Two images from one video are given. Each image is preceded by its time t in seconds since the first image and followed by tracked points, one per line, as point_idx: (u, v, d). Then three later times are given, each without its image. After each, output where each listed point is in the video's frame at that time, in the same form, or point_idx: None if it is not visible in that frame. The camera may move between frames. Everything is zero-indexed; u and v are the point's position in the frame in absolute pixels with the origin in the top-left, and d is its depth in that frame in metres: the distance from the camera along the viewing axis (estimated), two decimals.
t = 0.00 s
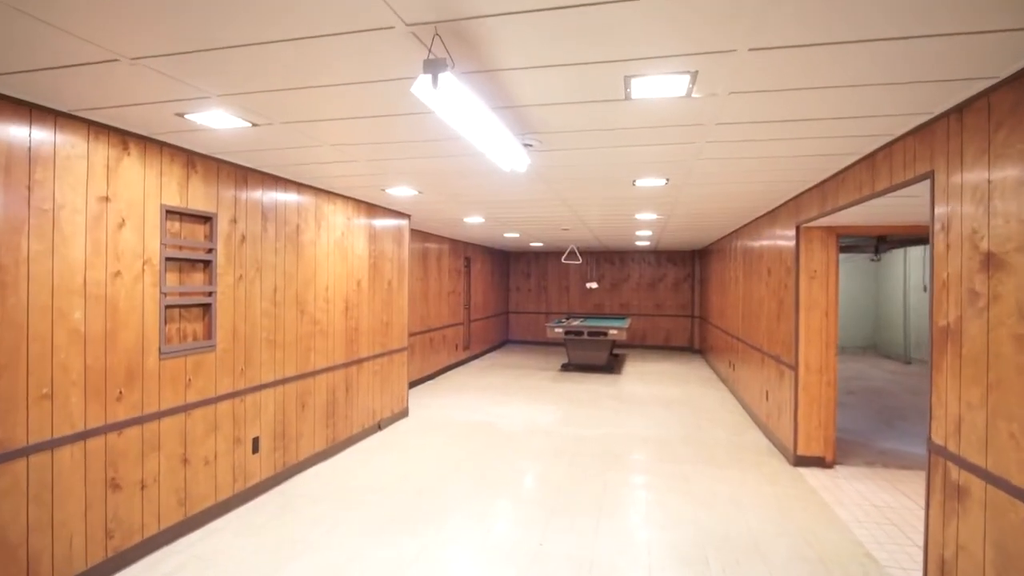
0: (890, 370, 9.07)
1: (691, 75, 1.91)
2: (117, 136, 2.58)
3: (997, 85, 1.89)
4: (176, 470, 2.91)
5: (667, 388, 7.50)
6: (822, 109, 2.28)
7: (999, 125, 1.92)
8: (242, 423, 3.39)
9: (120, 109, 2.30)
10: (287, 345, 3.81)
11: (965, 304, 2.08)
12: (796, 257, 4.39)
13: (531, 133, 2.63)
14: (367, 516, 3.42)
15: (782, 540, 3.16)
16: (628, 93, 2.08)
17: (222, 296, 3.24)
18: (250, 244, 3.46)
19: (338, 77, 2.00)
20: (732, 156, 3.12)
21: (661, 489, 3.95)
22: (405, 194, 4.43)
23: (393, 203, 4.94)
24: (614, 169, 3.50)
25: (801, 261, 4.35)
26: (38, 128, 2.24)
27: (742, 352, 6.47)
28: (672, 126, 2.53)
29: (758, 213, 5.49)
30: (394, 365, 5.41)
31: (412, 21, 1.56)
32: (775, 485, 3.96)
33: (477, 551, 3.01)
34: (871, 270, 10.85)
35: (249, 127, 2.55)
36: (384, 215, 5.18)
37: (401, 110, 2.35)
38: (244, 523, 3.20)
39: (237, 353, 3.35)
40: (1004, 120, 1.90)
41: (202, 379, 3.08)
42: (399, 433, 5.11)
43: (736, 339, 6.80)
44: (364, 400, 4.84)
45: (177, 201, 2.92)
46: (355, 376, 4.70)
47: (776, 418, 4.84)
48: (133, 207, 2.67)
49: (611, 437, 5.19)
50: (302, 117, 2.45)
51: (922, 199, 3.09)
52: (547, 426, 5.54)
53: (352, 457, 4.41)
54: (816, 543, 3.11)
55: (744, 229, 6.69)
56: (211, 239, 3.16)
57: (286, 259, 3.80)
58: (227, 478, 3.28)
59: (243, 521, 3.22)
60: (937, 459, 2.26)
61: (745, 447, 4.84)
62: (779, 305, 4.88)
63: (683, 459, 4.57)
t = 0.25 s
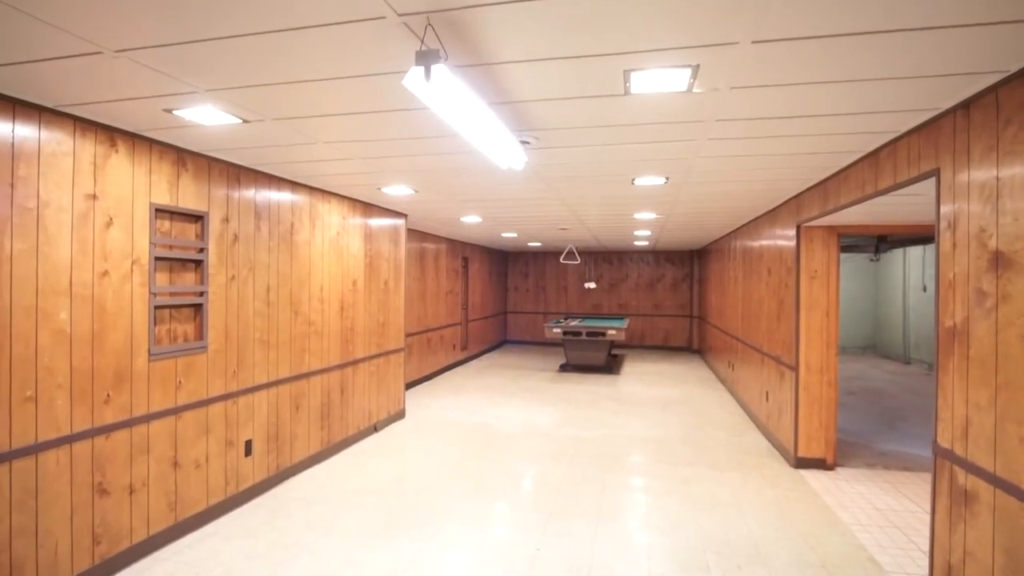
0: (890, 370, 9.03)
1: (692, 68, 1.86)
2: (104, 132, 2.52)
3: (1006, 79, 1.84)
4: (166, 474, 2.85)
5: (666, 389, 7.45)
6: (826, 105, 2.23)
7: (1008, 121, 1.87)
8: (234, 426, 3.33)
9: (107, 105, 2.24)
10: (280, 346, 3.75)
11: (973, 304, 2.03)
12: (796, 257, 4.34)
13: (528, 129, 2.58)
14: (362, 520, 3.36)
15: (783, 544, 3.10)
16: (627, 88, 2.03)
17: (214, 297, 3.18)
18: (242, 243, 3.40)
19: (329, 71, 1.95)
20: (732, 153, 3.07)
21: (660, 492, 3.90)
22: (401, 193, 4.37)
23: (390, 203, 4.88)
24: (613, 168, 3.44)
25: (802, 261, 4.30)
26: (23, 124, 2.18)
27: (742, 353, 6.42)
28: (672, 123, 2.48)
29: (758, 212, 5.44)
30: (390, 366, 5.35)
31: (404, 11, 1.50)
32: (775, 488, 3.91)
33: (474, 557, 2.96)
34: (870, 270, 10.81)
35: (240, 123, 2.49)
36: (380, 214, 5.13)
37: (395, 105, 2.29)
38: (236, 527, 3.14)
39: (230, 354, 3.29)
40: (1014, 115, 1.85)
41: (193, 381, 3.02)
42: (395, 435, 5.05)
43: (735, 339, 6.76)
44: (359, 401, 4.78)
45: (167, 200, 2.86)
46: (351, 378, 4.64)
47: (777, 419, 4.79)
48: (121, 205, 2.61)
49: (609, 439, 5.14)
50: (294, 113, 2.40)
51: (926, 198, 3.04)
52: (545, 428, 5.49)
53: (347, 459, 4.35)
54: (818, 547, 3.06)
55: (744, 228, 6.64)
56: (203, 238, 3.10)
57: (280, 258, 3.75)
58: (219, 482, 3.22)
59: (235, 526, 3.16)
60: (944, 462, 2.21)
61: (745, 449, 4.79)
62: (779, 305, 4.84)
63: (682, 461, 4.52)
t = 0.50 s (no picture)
0: (890, 370, 8.97)
1: (694, 58, 1.79)
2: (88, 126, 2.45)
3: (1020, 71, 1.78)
4: (154, 478, 2.77)
5: (666, 389, 7.39)
6: (832, 97, 2.17)
7: (1022, 113, 1.81)
8: (226, 428, 3.26)
9: (89, 97, 2.17)
10: (274, 346, 3.68)
11: (984, 303, 1.97)
12: (798, 256, 4.28)
13: (525, 124, 2.51)
14: (356, 524, 3.29)
15: (786, 548, 3.04)
16: (627, 80, 1.96)
17: (204, 296, 3.11)
18: (234, 241, 3.32)
19: (319, 62, 1.88)
20: (734, 149, 3.00)
21: (660, 495, 3.84)
22: (397, 191, 4.30)
23: (386, 201, 4.81)
24: (612, 164, 3.38)
25: (804, 260, 4.24)
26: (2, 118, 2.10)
27: (742, 353, 6.36)
28: (673, 117, 2.41)
29: (759, 210, 5.37)
30: (387, 366, 5.29)
31: None
32: (777, 490, 3.84)
33: (470, 561, 2.90)
34: (870, 269, 10.75)
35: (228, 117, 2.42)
36: (376, 213, 5.06)
37: (388, 98, 2.22)
38: (227, 532, 3.07)
39: (221, 355, 3.22)
40: None
41: (182, 382, 2.95)
42: (392, 437, 4.98)
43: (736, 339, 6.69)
44: (355, 403, 4.71)
45: (154, 197, 2.79)
46: (346, 378, 4.57)
47: (778, 420, 4.72)
48: (107, 202, 2.54)
49: (608, 441, 5.07)
50: (284, 106, 2.33)
51: (932, 194, 2.98)
52: (543, 429, 5.42)
53: (343, 462, 4.28)
54: (822, 552, 3.00)
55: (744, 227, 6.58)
56: (192, 236, 3.02)
57: (273, 257, 3.67)
58: (210, 485, 3.15)
59: (226, 531, 3.09)
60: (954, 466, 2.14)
61: (747, 450, 4.73)
62: (780, 304, 4.77)
63: (683, 463, 4.46)
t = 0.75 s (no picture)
0: (890, 370, 8.88)
1: (697, 44, 1.68)
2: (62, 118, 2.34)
3: None
4: (133, 485, 2.67)
5: (664, 390, 7.29)
6: (841, 88, 2.06)
7: None
8: (210, 432, 3.15)
9: (60, 86, 2.06)
10: (261, 348, 3.57)
11: (1001, 305, 1.87)
12: (800, 255, 4.18)
13: (520, 116, 2.40)
14: (346, 532, 3.19)
15: (790, 557, 2.95)
16: (626, 67, 1.86)
17: (187, 295, 3.00)
18: (219, 238, 3.21)
19: (300, 49, 1.77)
20: (736, 144, 2.90)
21: (659, 500, 3.74)
22: (389, 188, 4.19)
23: (378, 198, 4.70)
24: (610, 160, 3.27)
25: (807, 259, 4.15)
26: None
27: (742, 353, 6.26)
28: (674, 109, 2.31)
29: (760, 208, 5.27)
30: (380, 367, 5.18)
31: None
32: (780, 495, 3.75)
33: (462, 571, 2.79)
34: (870, 269, 10.68)
35: (209, 109, 2.31)
36: (369, 210, 4.95)
37: (375, 88, 2.11)
38: (211, 540, 2.96)
39: (205, 357, 3.12)
40: None
41: (164, 385, 2.84)
42: (384, 440, 4.87)
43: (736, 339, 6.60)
44: (347, 405, 4.60)
45: (134, 193, 2.68)
46: (338, 380, 4.46)
47: (779, 422, 4.63)
48: (82, 197, 2.43)
49: (606, 443, 4.97)
50: (266, 97, 2.22)
51: (941, 191, 2.88)
52: (540, 431, 5.32)
53: (334, 466, 4.17)
54: (827, 561, 2.90)
55: (744, 225, 6.49)
56: (175, 234, 2.91)
57: (261, 255, 3.57)
58: (194, 492, 3.04)
59: (210, 539, 2.98)
60: (968, 475, 2.04)
61: (747, 453, 4.63)
62: (782, 304, 4.68)
63: (682, 467, 4.36)
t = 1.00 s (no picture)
0: (891, 371, 8.79)
1: (701, 31, 1.59)
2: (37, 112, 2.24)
3: None
4: (114, 494, 2.56)
5: (664, 391, 7.20)
6: (852, 79, 1.96)
7: None
8: (196, 438, 3.05)
9: (31, 77, 1.96)
10: (249, 351, 3.47)
11: (1020, 307, 1.78)
12: (803, 255, 4.09)
13: (514, 110, 2.30)
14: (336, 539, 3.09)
15: (794, 566, 2.85)
16: (626, 57, 1.76)
17: (171, 296, 2.89)
18: (205, 237, 3.11)
19: (279, 36, 1.66)
20: (739, 141, 2.81)
21: (659, 506, 3.64)
22: (383, 186, 4.09)
23: (372, 196, 4.60)
24: (609, 157, 3.17)
25: (810, 258, 4.05)
26: None
27: (743, 354, 6.17)
28: (676, 102, 2.21)
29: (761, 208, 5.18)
30: (374, 369, 5.08)
31: None
32: (783, 502, 3.65)
33: None
34: (870, 269, 10.60)
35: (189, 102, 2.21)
36: (363, 209, 4.85)
37: (361, 79, 2.01)
38: (196, 550, 2.86)
39: (190, 360, 3.01)
40: None
41: (146, 390, 2.74)
42: (379, 444, 4.78)
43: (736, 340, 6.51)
44: (340, 408, 4.50)
45: (114, 190, 2.58)
46: (330, 383, 4.36)
47: (782, 426, 4.54)
48: (58, 195, 2.33)
49: (604, 447, 4.88)
50: (248, 89, 2.12)
51: (951, 189, 2.79)
52: (537, 434, 5.23)
53: (326, 471, 4.07)
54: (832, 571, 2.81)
55: (744, 225, 6.40)
56: (158, 233, 2.81)
57: (249, 254, 3.46)
58: (178, 499, 2.94)
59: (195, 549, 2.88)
60: (984, 486, 1.94)
61: (748, 457, 4.54)
62: (784, 304, 4.59)
63: (682, 471, 4.26)
